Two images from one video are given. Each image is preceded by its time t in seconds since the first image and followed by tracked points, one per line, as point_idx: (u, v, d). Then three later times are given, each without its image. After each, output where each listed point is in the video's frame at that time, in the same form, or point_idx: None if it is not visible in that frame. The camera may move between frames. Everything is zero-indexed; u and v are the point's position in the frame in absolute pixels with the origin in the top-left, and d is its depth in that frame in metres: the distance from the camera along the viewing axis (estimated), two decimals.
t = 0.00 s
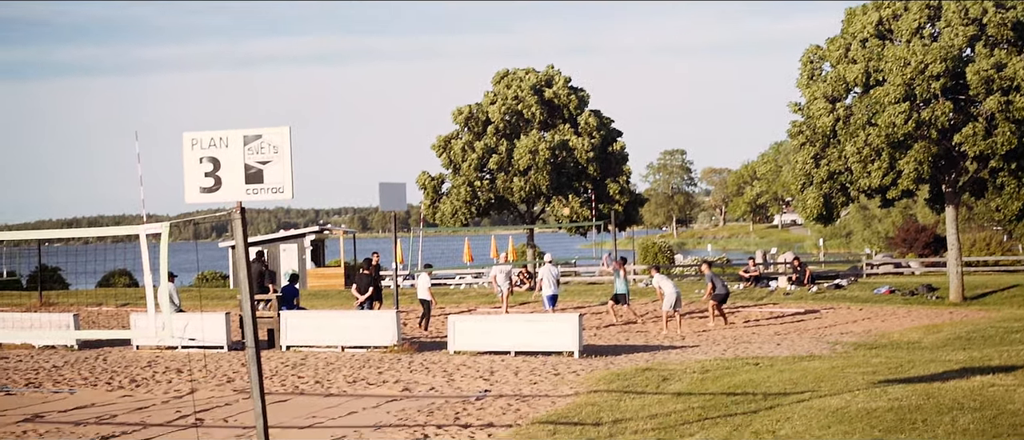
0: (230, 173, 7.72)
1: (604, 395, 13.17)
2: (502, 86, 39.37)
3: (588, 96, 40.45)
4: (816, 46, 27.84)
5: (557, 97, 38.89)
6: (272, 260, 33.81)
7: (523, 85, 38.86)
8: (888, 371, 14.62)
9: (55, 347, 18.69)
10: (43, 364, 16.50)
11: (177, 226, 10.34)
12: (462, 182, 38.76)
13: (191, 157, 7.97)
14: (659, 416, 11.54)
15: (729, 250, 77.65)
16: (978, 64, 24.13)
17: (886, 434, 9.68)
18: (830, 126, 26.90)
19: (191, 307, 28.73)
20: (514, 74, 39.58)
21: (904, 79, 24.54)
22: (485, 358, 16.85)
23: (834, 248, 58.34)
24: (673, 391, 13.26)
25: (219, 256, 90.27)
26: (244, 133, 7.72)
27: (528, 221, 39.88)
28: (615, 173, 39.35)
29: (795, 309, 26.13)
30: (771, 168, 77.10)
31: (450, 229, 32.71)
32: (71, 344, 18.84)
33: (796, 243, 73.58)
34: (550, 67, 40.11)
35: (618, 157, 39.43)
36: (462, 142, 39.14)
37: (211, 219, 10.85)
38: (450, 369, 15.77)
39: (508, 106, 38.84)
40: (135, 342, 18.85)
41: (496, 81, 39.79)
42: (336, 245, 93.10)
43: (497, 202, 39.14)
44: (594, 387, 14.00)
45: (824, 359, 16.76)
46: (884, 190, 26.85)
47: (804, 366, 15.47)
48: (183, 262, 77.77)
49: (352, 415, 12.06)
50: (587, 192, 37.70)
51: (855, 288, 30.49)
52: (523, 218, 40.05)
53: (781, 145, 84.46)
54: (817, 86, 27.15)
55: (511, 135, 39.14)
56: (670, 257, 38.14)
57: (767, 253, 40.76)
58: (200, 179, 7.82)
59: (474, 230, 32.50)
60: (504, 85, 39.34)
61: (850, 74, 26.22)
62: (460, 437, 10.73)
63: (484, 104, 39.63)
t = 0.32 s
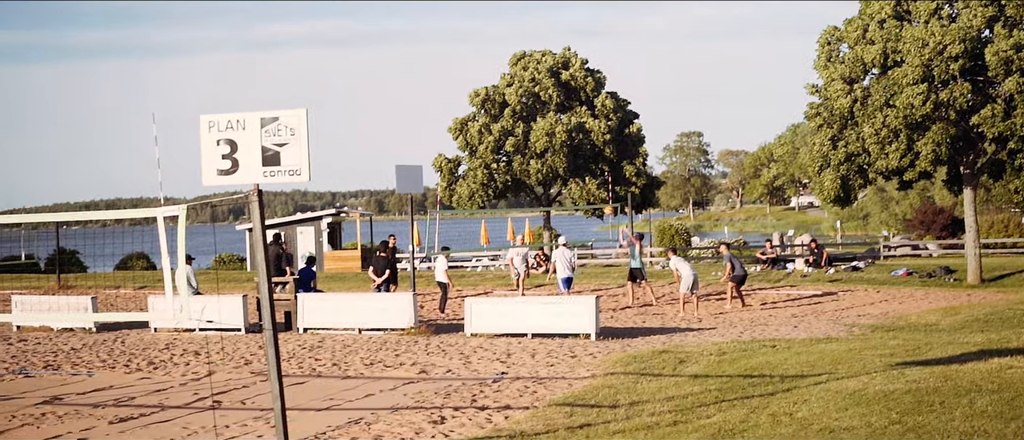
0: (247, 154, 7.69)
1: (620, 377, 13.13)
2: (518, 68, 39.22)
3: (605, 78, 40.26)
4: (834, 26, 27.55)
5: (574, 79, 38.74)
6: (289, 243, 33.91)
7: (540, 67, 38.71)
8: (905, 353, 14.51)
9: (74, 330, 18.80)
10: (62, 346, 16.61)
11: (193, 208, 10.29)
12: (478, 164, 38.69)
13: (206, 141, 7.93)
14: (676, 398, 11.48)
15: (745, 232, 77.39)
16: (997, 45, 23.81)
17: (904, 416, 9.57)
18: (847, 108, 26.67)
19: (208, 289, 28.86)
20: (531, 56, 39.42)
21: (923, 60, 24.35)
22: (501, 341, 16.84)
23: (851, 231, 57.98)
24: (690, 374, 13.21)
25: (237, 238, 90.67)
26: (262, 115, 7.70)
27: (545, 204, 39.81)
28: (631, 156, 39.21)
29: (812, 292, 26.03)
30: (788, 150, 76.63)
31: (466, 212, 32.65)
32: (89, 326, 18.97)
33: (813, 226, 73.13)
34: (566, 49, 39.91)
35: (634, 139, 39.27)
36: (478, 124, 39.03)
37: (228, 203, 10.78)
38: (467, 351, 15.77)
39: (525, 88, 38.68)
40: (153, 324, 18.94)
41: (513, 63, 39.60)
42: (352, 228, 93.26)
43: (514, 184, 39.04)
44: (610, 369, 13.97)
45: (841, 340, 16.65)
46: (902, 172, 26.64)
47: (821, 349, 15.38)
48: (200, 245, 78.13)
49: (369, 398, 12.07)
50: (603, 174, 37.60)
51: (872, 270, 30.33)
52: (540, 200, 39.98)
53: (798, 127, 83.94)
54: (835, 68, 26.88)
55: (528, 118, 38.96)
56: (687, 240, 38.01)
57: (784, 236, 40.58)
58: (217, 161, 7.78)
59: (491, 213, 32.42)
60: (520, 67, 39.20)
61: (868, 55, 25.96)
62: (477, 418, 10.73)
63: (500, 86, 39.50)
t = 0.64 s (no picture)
0: (262, 141, 7.67)
1: (636, 364, 13.08)
2: (534, 54, 39.10)
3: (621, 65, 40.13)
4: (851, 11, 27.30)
5: (589, 66, 38.64)
6: (305, 230, 33.99)
7: (556, 54, 38.60)
8: (922, 339, 14.41)
9: (91, 318, 18.88)
10: (79, 333, 16.70)
11: (209, 195, 10.21)
12: (494, 152, 38.61)
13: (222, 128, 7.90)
14: (692, 385, 11.42)
15: (761, 219, 77.04)
16: (1015, 30, 23.57)
17: (921, 402, 9.47)
18: (863, 94, 26.47)
19: (224, 277, 28.94)
20: (546, 43, 39.30)
21: (939, 46, 24.21)
22: (517, 328, 16.81)
23: (867, 217, 57.61)
24: (706, 361, 13.14)
25: (254, 225, 90.96)
26: (278, 103, 7.66)
27: (560, 191, 39.72)
28: (647, 142, 39.06)
29: (828, 278, 25.91)
30: (804, 136, 76.18)
31: (482, 199, 32.57)
32: (106, 314, 19.05)
33: (829, 213, 72.73)
34: (581, 36, 39.77)
35: (649, 125, 39.11)
36: (494, 111, 38.94)
37: (244, 190, 10.70)
38: (483, 338, 15.75)
39: (541, 75, 38.57)
40: (170, 311, 19.01)
41: (529, 49, 39.55)
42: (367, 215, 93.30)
43: (529, 171, 38.94)
44: (626, 356, 13.92)
45: (857, 327, 16.56)
46: (919, 158, 26.43)
47: (837, 335, 15.29)
48: (216, 232, 78.38)
49: (385, 385, 12.07)
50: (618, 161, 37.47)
51: (889, 256, 30.18)
52: (555, 187, 39.89)
53: (814, 113, 83.42)
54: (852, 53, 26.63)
55: (543, 105, 38.85)
56: (703, 227, 37.84)
57: (800, 222, 40.38)
58: (233, 148, 7.74)
59: (507, 200, 32.33)
60: (536, 54, 39.16)
61: (884, 41, 25.74)
62: (494, 405, 10.70)
63: (515, 73, 39.40)
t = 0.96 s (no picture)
0: (275, 131, 7.64)
1: (650, 354, 13.04)
2: (547, 44, 38.97)
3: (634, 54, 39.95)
4: None
5: (603, 56, 38.48)
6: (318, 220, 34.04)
7: (569, 43, 38.47)
8: (936, 329, 14.31)
9: (105, 308, 18.95)
10: (93, 323, 16.77)
11: (223, 185, 10.16)
12: (507, 142, 38.55)
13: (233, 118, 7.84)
14: (706, 374, 11.38)
15: (774, 209, 76.75)
16: None
17: (934, 392, 9.40)
18: (877, 83, 26.33)
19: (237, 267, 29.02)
20: (559, 33, 39.14)
21: (953, 34, 24.10)
22: (530, 317, 16.77)
23: (880, 207, 57.30)
24: (719, 350, 13.09)
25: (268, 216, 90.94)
26: (291, 93, 7.64)
27: (573, 181, 39.64)
28: (660, 131, 38.92)
29: (842, 268, 25.78)
30: (817, 126, 75.83)
31: (495, 189, 32.52)
32: (120, 304, 19.12)
33: (843, 202, 72.31)
34: (594, 26, 39.65)
35: (662, 115, 38.97)
36: (507, 101, 38.90)
37: (257, 180, 10.66)
38: (496, 328, 15.73)
39: (554, 65, 38.48)
40: (183, 301, 19.07)
41: (541, 39, 39.41)
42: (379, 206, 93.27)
43: (542, 161, 38.86)
44: (639, 346, 13.89)
45: (871, 317, 16.47)
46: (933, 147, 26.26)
47: (851, 325, 15.20)
48: (229, 223, 78.58)
49: (398, 374, 12.06)
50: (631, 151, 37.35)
51: (903, 246, 30.01)
52: (568, 177, 39.81)
53: (828, 103, 82.97)
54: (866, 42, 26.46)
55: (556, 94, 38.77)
56: (716, 217, 37.69)
57: (814, 212, 40.17)
58: (247, 138, 7.68)
59: (520, 190, 32.29)
60: (549, 43, 39.00)
61: (898, 30, 25.59)
62: (507, 395, 10.69)
63: (529, 63, 39.33)
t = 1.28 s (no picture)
0: (289, 120, 7.61)
1: (661, 345, 13.00)
2: (558, 34, 38.86)
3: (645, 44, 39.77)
4: None
5: (614, 47, 38.33)
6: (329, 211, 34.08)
7: (580, 34, 38.35)
8: (947, 320, 14.23)
9: (117, 299, 19.01)
10: (105, 314, 16.82)
11: (234, 176, 10.11)
12: (518, 132, 38.50)
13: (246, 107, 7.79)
14: (717, 365, 11.34)
15: (786, 200, 76.59)
16: None
17: (946, 383, 9.34)
18: (889, 73, 26.26)
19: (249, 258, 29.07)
20: (571, 23, 39.01)
21: (965, 24, 24.06)
22: (541, 308, 16.75)
23: (892, 198, 57.06)
24: (731, 341, 13.05)
25: (280, 207, 91.19)
26: (303, 84, 7.61)
27: (584, 171, 39.59)
28: (671, 122, 38.77)
29: (855, 259, 25.68)
30: (828, 116, 75.54)
31: (507, 179, 32.49)
32: (132, 294, 19.18)
33: (854, 193, 72.03)
34: (606, 16, 39.56)
35: (674, 105, 38.85)
36: (518, 91, 38.85)
37: (267, 171, 10.63)
38: (507, 319, 15.71)
39: (565, 56, 38.40)
40: (195, 292, 19.11)
41: (553, 30, 39.27)
42: (391, 196, 93.33)
43: (553, 151, 38.81)
44: (650, 336, 13.85)
45: (883, 307, 16.40)
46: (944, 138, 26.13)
47: (863, 315, 15.14)
48: (241, 214, 78.72)
49: (410, 365, 12.06)
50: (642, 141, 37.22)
51: (914, 237, 29.89)
52: (579, 168, 39.74)
53: (840, 93, 82.60)
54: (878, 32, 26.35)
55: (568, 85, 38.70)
56: (727, 208, 37.56)
57: (826, 203, 40.02)
58: (258, 129, 7.66)
59: (531, 180, 32.25)
60: (560, 34, 38.89)
61: (910, 19, 25.50)
62: (518, 386, 10.66)
63: (540, 54, 39.25)
